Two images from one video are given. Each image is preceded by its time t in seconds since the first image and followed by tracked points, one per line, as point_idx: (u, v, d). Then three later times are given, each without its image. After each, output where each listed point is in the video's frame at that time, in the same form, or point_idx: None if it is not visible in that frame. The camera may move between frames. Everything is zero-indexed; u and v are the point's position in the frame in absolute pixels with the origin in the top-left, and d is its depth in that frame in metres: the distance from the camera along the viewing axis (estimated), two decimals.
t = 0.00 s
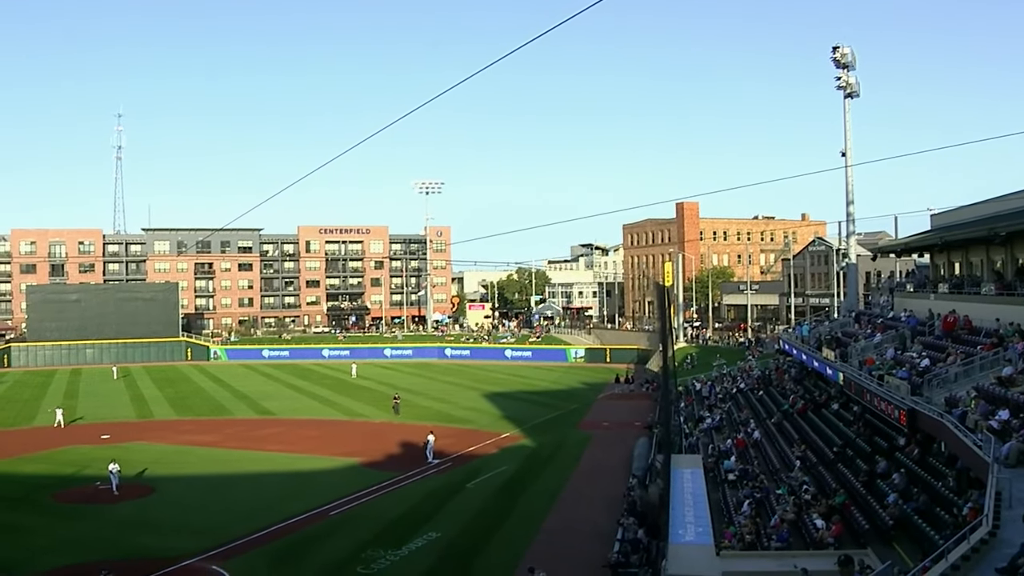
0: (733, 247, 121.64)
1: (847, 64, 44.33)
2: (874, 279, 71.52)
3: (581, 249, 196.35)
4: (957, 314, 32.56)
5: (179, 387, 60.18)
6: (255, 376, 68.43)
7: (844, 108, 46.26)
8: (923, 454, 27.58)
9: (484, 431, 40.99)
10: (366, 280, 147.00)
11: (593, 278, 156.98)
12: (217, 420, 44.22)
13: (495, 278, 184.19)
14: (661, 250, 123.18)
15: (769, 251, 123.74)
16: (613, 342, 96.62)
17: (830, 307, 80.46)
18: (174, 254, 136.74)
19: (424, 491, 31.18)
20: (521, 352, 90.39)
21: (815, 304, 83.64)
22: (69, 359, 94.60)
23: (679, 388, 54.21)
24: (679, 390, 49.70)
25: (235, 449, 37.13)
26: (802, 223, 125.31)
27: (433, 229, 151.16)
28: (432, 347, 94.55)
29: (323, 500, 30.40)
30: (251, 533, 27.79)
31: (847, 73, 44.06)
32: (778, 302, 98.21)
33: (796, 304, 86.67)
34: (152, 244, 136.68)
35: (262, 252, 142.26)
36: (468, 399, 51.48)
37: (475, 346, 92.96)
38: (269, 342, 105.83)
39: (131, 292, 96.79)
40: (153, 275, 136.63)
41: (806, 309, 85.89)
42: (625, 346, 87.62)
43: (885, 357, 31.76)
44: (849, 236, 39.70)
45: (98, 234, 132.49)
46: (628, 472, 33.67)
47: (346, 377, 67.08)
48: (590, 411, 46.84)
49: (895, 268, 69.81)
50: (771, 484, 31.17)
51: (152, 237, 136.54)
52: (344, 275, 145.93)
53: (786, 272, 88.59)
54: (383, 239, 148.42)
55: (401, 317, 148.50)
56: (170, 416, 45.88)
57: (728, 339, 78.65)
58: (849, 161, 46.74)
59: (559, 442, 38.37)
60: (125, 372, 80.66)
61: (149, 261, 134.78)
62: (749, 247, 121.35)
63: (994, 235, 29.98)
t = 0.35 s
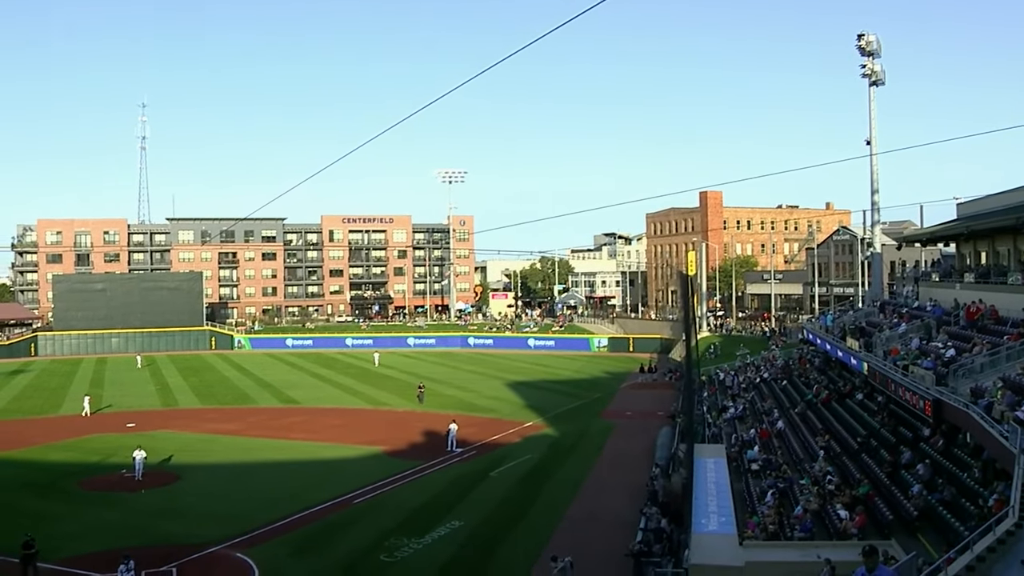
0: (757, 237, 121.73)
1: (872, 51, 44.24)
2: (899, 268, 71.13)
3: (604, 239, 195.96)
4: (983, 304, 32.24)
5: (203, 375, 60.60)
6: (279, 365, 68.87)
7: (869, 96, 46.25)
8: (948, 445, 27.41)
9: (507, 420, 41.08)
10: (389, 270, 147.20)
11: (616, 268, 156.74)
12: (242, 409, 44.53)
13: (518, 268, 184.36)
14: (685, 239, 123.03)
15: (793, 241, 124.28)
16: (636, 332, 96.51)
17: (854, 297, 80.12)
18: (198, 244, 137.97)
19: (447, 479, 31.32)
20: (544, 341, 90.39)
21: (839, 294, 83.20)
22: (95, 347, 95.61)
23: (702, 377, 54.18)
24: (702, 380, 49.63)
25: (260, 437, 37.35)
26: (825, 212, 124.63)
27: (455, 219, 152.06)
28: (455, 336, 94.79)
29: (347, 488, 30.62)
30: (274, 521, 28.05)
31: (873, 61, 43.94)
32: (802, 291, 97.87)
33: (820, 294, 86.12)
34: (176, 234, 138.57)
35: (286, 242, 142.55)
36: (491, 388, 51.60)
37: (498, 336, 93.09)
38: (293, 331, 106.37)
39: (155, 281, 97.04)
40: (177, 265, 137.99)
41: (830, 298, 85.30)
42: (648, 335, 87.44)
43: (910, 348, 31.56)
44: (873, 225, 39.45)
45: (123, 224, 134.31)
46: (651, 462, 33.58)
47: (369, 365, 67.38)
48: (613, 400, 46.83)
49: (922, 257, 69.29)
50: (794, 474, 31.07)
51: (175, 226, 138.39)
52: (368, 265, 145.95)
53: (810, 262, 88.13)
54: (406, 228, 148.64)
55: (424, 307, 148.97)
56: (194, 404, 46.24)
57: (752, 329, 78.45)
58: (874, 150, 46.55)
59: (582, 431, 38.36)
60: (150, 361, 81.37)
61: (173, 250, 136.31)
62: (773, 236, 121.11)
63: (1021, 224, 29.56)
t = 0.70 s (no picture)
0: (781, 228, 122.42)
1: (898, 41, 43.98)
2: (924, 260, 70.69)
3: (627, 231, 195.48)
4: (1010, 295, 31.91)
5: (227, 366, 60.93)
6: (303, 356, 69.18)
7: (895, 85, 46.04)
8: (974, 438, 27.21)
9: (530, 411, 41.08)
10: (412, 261, 147.83)
11: (639, 259, 156.40)
12: (266, 400, 44.76)
13: (540, 259, 184.41)
14: (708, 231, 122.81)
15: (817, 232, 124.16)
16: (660, 323, 96.30)
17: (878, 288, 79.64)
18: (223, 235, 138.00)
19: (471, 470, 31.41)
20: (567, 332, 90.32)
21: (863, 286, 82.63)
22: (121, 339, 96.48)
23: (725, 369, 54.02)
24: (726, 371, 49.52)
25: (284, 428, 37.56)
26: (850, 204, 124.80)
27: (480, 209, 150.50)
28: (478, 327, 94.95)
29: (371, 479, 30.75)
30: (297, 512, 28.23)
31: (898, 51, 43.78)
32: (826, 283, 97.38)
33: (844, 286, 85.56)
34: (200, 226, 138.43)
35: (310, 233, 143.11)
36: (514, 379, 51.64)
37: (521, 327, 93.18)
38: (316, 322, 106.82)
39: (181, 272, 97.69)
40: (201, 256, 137.71)
41: (854, 290, 84.78)
42: (672, 327, 87.18)
43: (936, 340, 31.35)
44: (899, 217, 39.22)
45: (148, 216, 135.36)
46: (675, 454, 33.48)
47: (392, 356, 67.58)
48: (636, 392, 46.79)
49: (949, 249, 68.73)
50: (819, 466, 30.93)
51: (201, 218, 138.45)
52: (390, 256, 146.73)
53: (834, 253, 87.74)
54: (430, 220, 148.95)
55: (447, 298, 149.13)
56: (218, 395, 46.53)
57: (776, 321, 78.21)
58: (899, 140, 46.27)
59: (605, 422, 38.36)
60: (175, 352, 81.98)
61: (197, 242, 136.14)
62: (797, 228, 122.32)
63: None
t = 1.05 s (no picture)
0: (804, 218, 121.87)
1: (924, 29, 43.82)
2: (950, 250, 70.13)
3: (651, 220, 194.78)
4: None
5: (251, 355, 61.35)
6: (326, 345, 69.52)
7: (921, 74, 45.82)
8: (1000, 430, 26.95)
9: (553, 401, 41.08)
10: (435, 251, 148.51)
11: (662, 249, 156.09)
12: (290, 389, 45.03)
13: (564, 249, 184.46)
14: (732, 220, 122.52)
15: (841, 222, 123.42)
16: (683, 313, 96.00)
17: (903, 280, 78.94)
18: (246, 225, 138.65)
19: (493, 460, 31.48)
20: (590, 322, 90.17)
21: (889, 276, 81.91)
22: (145, 329, 96.98)
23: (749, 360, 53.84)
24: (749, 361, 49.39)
25: (307, 417, 37.79)
26: (876, 193, 123.53)
27: (502, 199, 151.00)
28: (501, 317, 95.07)
29: (394, 468, 30.84)
30: (320, 501, 28.36)
31: (925, 39, 43.59)
32: (851, 273, 96.78)
33: (869, 276, 84.87)
34: (224, 216, 139.72)
35: (333, 223, 145.17)
36: (537, 369, 51.66)
37: (544, 316, 93.22)
38: (338, 312, 107.34)
39: (205, 262, 99.08)
40: (225, 246, 138.17)
41: (880, 280, 84.08)
42: (695, 317, 86.83)
43: (962, 330, 31.09)
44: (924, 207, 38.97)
45: (172, 206, 135.76)
46: (698, 444, 33.39)
47: (415, 346, 67.83)
48: (659, 382, 46.72)
49: (976, 238, 68.06)
50: (842, 457, 30.78)
51: (224, 208, 139.65)
52: (414, 246, 147.27)
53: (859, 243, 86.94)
54: (452, 209, 149.07)
55: (471, 288, 149.51)
56: (242, 384, 46.85)
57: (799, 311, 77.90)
58: (924, 129, 46.02)
59: (628, 412, 38.34)
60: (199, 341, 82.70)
61: (221, 232, 136.86)
62: (822, 217, 121.63)
63: None
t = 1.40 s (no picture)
0: (829, 208, 120.95)
1: (952, 16, 43.58)
2: (977, 240, 69.70)
3: (675, 209, 194.26)
4: None
5: (275, 344, 61.77)
6: (350, 334, 69.89)
7: (948, 61, 45.74)
8: None
9: (577, 390, 41.19)
10: (458, 240, 149.43)
11: (687, 239, 156.12)
12: (314, 377, 45.31)
13: (587, 238, 184.47)
14: (755, 210, 122.39)
15: (867, 212, 123.15)
16: (706, 302, 95.89)
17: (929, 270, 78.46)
18: (270, 215, 139.94)
19: (517, 449, 31.59)
20: (614, 312, 90.02)
21: (914, 266, 81.52)
22: (171, 317, 97.66)
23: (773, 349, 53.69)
24: (773, 350, 49.24)
25: (331, 406, 38.04)
26: (901, 182, 123.27)
27: (526, 188, 151.56)
28: (524, 306, 95.18)
29: (418, 456, 31.02)
30: (345, 489, 28.58)
31: (952, 27, 43.47)
32: (876, 263, 96.35)
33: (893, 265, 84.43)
34: (248, 205, 140.75)
35: (356, 212, 146.16)
36: (560, 358, 51.75)
37: (567, 306, 93.24)
38: (361, 301, 107.81)
39: (229, 252, 99.07)
40: (250, 236, 140.58)
41: (904, 270, 83.74)
42: (718, 307, 86.51)
43: (989, 321, 30.78)
44: (951, 196, 38.74)
45: (196, 196, 137.32)
46: (721, 434, 33.33)
47: (438, 335, 68.06)
48: (683, 371, 46.70)
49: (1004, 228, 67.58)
50: (867, 448, 30.63)
51: (248, 198, 140.44)
52: (437, 235, 148.41)
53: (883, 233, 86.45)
54: (476, 199, 150.22)
55: (494, 277, 150.36)
56: (266, 373, 47.17)
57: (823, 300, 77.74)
58: (951, 117, 45.84)
59: (652, 402, 38.33)
60: (223, 330, 83.38)
61: (245, 222, 139.11)
62: (846, 207, 120.93)
63: None
